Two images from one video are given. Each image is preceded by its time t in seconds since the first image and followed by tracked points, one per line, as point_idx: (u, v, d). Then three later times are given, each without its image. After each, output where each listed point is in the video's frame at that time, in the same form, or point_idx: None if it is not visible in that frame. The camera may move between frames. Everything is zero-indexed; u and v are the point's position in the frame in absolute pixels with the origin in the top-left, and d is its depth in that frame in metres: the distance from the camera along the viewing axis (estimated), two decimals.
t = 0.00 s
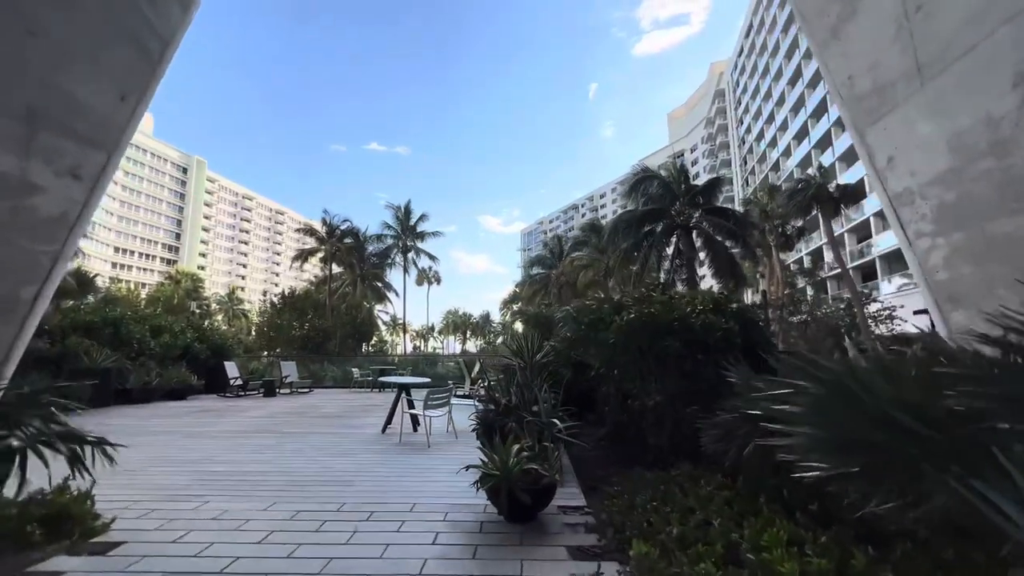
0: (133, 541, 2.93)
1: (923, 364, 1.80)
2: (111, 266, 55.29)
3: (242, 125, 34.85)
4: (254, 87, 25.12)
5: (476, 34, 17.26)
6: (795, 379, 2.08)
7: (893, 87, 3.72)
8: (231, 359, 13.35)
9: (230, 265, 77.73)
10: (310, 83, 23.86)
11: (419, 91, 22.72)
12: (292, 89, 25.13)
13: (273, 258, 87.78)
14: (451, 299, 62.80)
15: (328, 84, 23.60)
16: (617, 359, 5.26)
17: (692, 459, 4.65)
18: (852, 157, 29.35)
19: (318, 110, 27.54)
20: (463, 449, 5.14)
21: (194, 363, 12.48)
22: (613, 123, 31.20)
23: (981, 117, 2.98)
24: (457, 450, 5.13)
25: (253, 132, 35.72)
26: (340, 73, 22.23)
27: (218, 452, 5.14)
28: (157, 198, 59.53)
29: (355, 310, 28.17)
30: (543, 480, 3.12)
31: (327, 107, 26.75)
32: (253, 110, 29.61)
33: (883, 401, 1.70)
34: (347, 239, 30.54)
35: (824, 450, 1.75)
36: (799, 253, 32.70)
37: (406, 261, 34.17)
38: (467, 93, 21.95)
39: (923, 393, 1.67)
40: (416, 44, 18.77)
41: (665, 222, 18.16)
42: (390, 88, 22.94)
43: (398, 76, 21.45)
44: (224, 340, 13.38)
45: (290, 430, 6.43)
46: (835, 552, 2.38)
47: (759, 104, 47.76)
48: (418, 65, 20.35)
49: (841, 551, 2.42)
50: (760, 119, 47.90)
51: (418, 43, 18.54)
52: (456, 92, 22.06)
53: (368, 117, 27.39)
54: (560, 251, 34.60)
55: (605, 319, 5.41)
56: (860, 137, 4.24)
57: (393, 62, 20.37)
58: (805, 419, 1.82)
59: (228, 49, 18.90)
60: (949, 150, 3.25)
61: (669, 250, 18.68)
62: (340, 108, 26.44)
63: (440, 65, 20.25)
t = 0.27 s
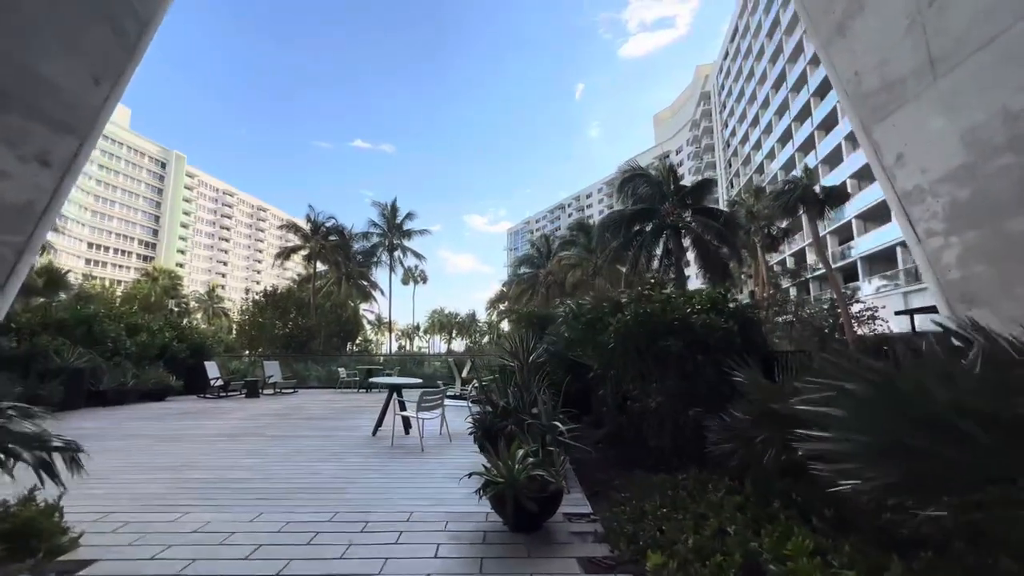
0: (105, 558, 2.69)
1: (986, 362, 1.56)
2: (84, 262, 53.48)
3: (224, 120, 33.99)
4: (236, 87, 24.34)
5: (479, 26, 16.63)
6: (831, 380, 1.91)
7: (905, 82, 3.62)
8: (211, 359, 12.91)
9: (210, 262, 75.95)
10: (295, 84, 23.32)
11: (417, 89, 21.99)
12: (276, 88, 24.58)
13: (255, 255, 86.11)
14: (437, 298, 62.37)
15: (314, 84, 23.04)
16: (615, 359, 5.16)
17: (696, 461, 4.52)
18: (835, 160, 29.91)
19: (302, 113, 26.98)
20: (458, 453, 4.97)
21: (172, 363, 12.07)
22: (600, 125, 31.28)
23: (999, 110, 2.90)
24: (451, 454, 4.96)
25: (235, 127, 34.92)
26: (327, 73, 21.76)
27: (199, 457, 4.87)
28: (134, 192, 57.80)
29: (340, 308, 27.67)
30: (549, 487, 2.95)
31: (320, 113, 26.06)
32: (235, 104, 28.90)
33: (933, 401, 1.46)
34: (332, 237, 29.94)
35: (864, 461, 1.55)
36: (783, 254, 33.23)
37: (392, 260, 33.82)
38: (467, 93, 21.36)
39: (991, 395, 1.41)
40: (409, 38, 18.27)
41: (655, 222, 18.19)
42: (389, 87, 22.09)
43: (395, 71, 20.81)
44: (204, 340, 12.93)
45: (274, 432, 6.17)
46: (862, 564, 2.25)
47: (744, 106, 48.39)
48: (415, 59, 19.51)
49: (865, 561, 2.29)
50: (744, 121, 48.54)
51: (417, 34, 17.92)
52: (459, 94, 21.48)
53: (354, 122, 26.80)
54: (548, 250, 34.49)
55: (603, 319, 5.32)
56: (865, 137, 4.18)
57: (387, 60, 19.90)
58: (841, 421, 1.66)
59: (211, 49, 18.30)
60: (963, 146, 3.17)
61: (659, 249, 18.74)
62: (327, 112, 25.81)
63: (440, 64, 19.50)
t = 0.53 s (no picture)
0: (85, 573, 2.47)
1: None
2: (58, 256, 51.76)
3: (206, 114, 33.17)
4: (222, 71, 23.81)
5: (482, 24, 16.80)
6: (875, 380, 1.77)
7: (921, 73, 3.54)
8: (194, 356, 12.52)
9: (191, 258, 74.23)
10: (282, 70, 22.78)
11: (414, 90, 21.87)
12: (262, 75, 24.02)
13: (237, 251, 84.48)
14: (424, 295, 61.98)
15: (303, 73, 22.64)
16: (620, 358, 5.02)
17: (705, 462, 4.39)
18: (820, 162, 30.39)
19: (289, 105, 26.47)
20: (457, 455, 4.80)
21: (153, 361, 11.66)
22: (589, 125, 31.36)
23: None
24: (450, 455, 4.78)
25: (217, 122, 34.06)
26: (316, 62, 21.36)
27: (184, 459, 4.61)
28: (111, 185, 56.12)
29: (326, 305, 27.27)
30: (562, 489, 2.81)
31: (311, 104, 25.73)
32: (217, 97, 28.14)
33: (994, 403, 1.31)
34: (319, 232, 29.43)
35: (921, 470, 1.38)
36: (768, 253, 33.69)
37: (379, 256, 33.63)
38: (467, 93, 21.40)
39: None
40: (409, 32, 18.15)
41: (646, 220, 18.26)
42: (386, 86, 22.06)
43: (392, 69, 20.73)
44: (186, 336, 12.53)
45: (263, 432, 5.92)
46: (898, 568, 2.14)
47: (730, 108, 48.95)
48: (415, 59, 19.59)
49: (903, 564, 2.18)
50: (730, 123, 49.11)
51: (419, 30, 17.85)
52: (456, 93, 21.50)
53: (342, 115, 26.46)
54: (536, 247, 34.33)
55: (607, 317, 5.18)
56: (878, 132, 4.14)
57: (381, 53, 19.62)
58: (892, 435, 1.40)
59: (195, 22, 17.77)
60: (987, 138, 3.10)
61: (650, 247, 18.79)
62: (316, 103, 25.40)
63: (440, 64, 19.68)
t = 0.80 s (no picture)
0: None
1: None
2: (31, 249, 50.06)
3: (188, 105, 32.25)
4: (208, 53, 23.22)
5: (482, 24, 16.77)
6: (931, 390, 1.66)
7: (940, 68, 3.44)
8: (175, 353, 12.13)
9: (170, 252, 72.48)
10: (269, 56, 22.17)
11: (408, 88, 21.48)
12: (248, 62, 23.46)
13: (219, 246, 82.75)
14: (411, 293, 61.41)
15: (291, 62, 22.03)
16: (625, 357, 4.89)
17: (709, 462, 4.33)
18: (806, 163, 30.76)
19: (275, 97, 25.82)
20: (457, 457, 4.65)
21: (132, 358, 11.26)
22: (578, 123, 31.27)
23: None
24: (449, 458, 4.64)
25: (198, 114, 33.12)
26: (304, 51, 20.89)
27: (167, 463, 4.37)
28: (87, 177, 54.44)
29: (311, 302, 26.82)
30: (577, 495, 2.67)
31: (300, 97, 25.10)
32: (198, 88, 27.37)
33: None
34: (305, 227, 28.92)
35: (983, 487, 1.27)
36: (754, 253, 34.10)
37: (366, 252, 33.31)
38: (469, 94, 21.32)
39: None
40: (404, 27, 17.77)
41: (637, 218, 18.32)
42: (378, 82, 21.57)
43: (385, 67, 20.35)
44: (168, 333, 12.13)
45: (251, 434, 5.68)
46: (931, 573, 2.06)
47: (718, 108, 49.32)
48: (415, 58, 19.36)
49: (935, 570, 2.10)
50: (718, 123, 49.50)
51: (418, 28, 17.61)
52: (450, 91, 21.14)
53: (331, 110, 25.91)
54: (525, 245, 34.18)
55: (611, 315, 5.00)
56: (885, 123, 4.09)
57: (372, 45, 19.14)
58: (954, 454, 1.27)
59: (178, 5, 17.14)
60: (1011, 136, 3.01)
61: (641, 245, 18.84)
62: (303, 95, 24.78)
63: (440, 64, 19.50)
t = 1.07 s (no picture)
0: None
1: None
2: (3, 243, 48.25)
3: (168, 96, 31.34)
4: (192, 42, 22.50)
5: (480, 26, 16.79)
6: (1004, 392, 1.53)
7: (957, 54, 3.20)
8: (156, 351, 11.70)
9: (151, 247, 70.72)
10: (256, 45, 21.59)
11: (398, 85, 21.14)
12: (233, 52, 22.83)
13: (201, 241, 81.02)
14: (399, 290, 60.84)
15: (279, 53, 21.52)
16: (630, 354, 4.73)
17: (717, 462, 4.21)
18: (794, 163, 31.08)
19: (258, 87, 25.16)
20: (454, 458, 4.48)
21: (111, 356, 10.84)
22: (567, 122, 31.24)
23: None
24: (444, 459, 4.45)
25: (180, 106, 32.22)
26: (294, 43, 20.40)
27: (150, 466, 4.12)
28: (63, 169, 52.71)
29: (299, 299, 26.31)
30: (596, 499, 2.53)
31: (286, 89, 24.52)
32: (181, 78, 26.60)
33: None
34: (292, 222, 28.34)
35: None
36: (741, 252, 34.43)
37: (354, 248, 33.06)
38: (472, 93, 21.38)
39: None
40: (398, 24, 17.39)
41: (630, 214, 18.23)
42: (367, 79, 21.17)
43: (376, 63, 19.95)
44: (148, 330, 11.69)
45: (239, 434, 5.43)
46: None
47: (707, 108, 49.62)
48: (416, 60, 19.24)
49: None
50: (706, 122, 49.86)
51: (417, 29, 17.45)
52: (439, 85, 20.77)
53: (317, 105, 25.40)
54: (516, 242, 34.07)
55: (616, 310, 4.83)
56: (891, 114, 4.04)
57: (363, 40, 18.72)
58: None
59: None
60: None
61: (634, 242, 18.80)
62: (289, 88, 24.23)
63: (441, 66, 19.51)
